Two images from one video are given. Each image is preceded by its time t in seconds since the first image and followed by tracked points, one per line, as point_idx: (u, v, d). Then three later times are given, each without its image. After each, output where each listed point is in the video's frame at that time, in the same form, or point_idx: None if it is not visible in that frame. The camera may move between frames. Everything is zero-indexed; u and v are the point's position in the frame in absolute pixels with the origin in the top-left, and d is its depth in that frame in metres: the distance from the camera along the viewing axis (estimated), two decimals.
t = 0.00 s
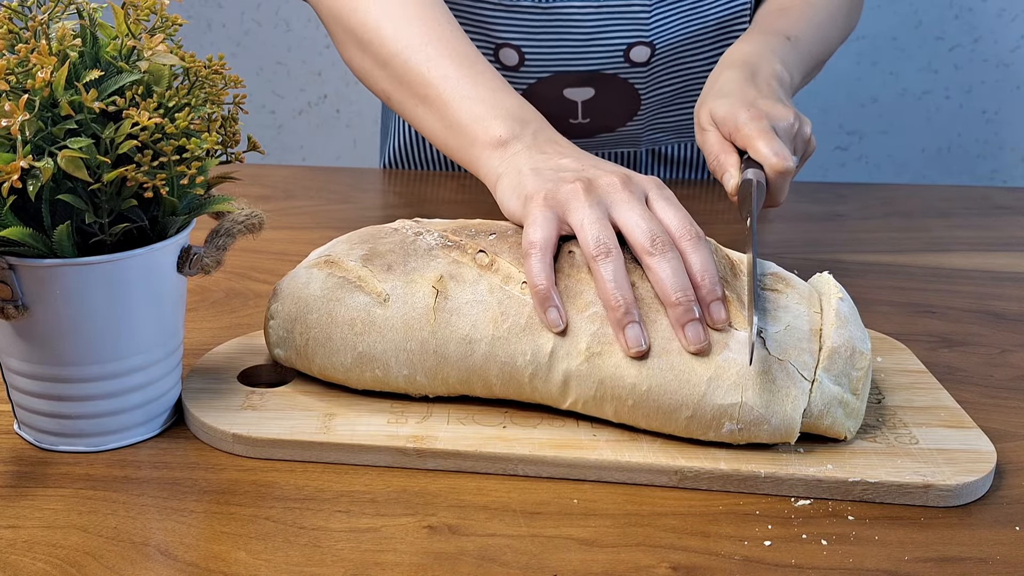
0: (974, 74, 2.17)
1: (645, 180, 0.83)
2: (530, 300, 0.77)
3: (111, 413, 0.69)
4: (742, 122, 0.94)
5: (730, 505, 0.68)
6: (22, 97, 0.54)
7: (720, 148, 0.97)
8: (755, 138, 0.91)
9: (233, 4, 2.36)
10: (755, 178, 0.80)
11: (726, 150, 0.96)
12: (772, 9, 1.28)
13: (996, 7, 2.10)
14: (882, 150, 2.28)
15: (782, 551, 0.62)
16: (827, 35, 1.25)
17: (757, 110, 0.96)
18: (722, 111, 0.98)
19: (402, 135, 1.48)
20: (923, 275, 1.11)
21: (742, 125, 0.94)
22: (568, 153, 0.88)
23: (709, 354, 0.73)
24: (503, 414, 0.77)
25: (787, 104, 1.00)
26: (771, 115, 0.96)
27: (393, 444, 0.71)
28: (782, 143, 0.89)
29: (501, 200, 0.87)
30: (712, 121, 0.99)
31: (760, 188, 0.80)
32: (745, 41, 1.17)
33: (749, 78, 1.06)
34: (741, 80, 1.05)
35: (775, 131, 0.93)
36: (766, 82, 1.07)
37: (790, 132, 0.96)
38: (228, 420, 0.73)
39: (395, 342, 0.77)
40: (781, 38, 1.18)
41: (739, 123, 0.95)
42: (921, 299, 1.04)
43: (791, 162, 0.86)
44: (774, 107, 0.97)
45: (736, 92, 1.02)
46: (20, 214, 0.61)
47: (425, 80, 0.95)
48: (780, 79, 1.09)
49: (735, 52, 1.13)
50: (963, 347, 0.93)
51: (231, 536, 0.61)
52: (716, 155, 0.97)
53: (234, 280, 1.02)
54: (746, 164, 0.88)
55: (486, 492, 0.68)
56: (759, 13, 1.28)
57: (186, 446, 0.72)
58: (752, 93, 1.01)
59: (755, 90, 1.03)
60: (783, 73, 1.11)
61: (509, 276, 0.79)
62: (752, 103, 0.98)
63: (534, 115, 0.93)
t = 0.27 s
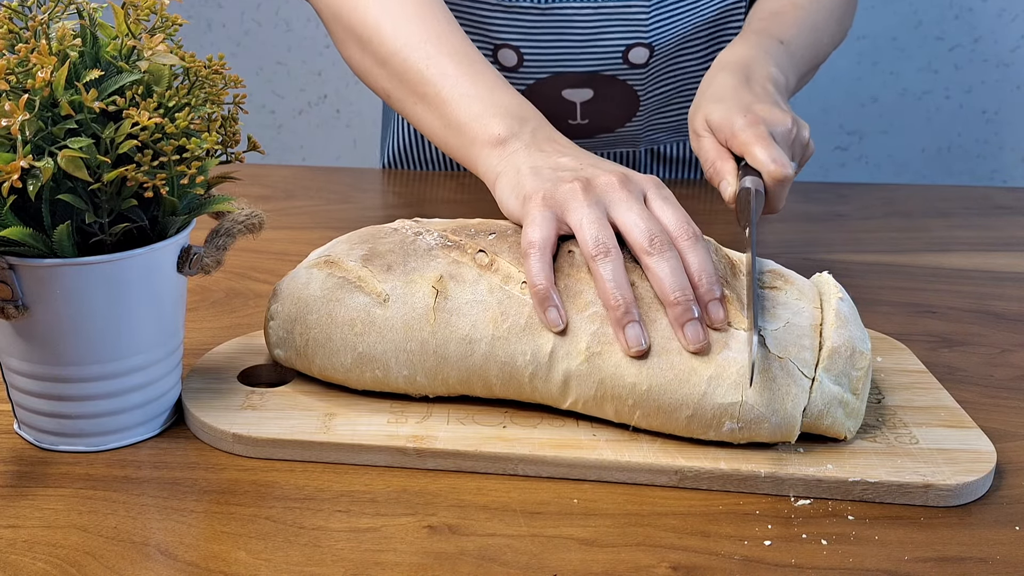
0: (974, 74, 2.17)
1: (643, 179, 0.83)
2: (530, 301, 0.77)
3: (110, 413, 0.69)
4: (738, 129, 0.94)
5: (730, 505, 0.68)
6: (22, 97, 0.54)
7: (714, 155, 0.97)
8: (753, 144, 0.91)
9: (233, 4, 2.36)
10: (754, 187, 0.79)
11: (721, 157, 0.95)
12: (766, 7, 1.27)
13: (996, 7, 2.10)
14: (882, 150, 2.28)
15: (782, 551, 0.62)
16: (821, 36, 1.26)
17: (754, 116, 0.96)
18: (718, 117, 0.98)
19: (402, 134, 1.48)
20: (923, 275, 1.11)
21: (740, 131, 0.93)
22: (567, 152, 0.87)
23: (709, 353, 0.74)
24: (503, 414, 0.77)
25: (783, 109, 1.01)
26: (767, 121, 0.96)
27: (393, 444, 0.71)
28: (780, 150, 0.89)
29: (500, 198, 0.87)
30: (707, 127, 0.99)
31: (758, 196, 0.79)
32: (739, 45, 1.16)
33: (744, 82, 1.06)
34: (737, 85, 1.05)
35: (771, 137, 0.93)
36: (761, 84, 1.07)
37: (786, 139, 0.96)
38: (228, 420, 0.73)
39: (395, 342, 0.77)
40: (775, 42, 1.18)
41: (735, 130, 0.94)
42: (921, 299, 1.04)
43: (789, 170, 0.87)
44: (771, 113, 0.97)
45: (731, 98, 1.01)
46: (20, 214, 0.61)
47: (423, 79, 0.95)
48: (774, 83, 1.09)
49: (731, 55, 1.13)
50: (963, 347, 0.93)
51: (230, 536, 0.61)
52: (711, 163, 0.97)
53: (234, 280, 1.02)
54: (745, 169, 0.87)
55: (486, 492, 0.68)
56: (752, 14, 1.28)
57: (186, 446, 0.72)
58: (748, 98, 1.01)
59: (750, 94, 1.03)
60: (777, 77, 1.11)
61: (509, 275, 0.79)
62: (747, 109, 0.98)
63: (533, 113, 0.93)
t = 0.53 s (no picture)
0: (974, 75, 2.17)
1: (645, 180, 0.83)
2: (530, 302, 0.77)
3: (110, 413, 0.69)
4: (736, 142, 0.94)
5: (730, 505, 0.67)
6: (22, 97, 0.54)
7: (712, 168, 0.97)
8: (751, 158, 0.91)
9: (233, 4, 2.36)
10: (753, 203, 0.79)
11: (720, 170, 0.96)
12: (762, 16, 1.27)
13: (996, 7, 2.10)
14: (882, 150, 2.28)
15: (782, 551, 0.62)
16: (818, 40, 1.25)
17: (752, 128, 0.96)
18: (716, 128, 0.98)
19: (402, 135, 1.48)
20: (923, 275, 1.11)
21: (738, 144, 0.93)
22: (569, 151, 0.87)
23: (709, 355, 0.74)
24: (503, 414, 0.77)
25: (782, 120, 1.00)
26: (766, 133, 0.96)
27: (393, 444, 0.71)
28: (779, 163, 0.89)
29: (501, 197, 0.87)
30: (705, 139, 0.99)
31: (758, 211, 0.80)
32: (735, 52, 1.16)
33: (741, 92, 1.05)
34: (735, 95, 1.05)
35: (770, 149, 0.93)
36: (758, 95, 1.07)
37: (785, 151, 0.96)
38: (228, 420, 0.73)
39: (395, 343, 0.77)
40: (772, 50, 1.18)
41: (733, 142, 0.94)
42: (921, 299, 1.04)
43: (789, 183, 0.86)
44: (769, 124, 0.97)
45: (729, 109, 1.01)
46: (20, 214, 0.61)
47: (425, 76, 0.95)
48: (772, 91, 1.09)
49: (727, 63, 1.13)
50: (963, 347, 0.93)
51: (230, 536, 0.61)
52: (709, 176, 0.97)
53: (234, 280, 1.02)
54: (744, 184, 0.88)
55: (486, 492, 0.68)
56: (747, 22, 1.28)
57: (186, 446, 0.72)
58: (745, 110, 1.01)
59: (748, 104, 1.03)
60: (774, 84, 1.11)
61: (509, 276, 0.79)
62: (745, 120, 0.98)
63: (535, 111, 0.93)
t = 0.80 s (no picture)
0: (974, 75, 2.17)
1: (646, 180, 0.83)
2: (530, 304, 0.77)
3: (110, 413, 0.69)
4: (736, 148, 0.94)
5: (730, 505, 0.67)
6: (22, 97, 0.54)
7: (711, 174, 0.97)
8: (751, 163, 0.91)
9: (233, 4, 2.36)
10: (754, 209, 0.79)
11: (719, 176, 0.95)
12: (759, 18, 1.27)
13: (996, 7, 2.10)
14: (882, 150, 2.28)
15: (782, 551, 0.62)
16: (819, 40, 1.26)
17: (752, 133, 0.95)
18: (716, 134, 0.97)
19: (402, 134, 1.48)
20: (923, 275, 1.11)
21: (737, 149, 0.93)
22: (571, 148, 0.87)
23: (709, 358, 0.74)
24: (503, 414, 0.77)
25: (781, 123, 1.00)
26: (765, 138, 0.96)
27: (393, 444, 0.71)
28: (778, 170, 0.89)
29: (503, 195, 0.87)
30: (705, 144, 0.99)
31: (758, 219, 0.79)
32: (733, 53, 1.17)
33: (741, 97, 1.05)
34: (735, 99, 1.04)
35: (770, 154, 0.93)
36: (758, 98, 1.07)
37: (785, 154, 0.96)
38: (228, 420, 0.73)
39: (394, 345, 0.77)
40: (769, 52, 1.18)
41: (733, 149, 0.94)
42: (921, 299, 1.04)
43: (789, 190, 0.87)
44: (769, 128, 0.97)
45: (729, 113, 1.01)
46: (20, 214, 0.61)
47: (426, 74, 0.95)
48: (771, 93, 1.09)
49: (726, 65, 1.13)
50: (963, 347, 0.93)
51: (231, 536, 0.61)
52: (708, 180, 0.97)
53: (234, 280, 1.02)
54: (743, 190, 0.87)
55: (486, 492, 0.68)
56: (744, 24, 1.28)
57: (186, 446, 0.72)
58: (745, 114, 1.01)
59: (747, 109, 1.03)
60: (772, 87, 1.11)
61: (509, 278, 0.79)
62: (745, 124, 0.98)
63: (536, 108, 0.93)
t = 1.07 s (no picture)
0: (974, 75, 2.17)
1: (647, 180, 0.83)
2: (531, 304, 0.77)
3: (110, 413, 0.69)
4: (734, 141, 0.94)
5: (730, 505, 0.67)
6: (22, 97, 0.54)
7: (711, 168, 0.97)
8: (749, 157, 0.91)
9: (233, 4, 2.36)
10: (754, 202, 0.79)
11: (718, 170, 0.95)
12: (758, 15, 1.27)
13: (996, 7, 2.10)
14: (882, 150, 2.28)
15: (781, 551, 0.62)
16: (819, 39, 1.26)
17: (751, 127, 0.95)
18: (714, 128, 0.97)
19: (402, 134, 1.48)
20: (923, 275, 1.11)
21: (736, 143, 0.93)
22: (571, 148, 0.87)
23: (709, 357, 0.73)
24: (503, 414, 0.77)
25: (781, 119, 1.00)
26: (765, 131, 0.96)
27: (393, 444, 0.71)
28: (777, 162, 0.89)
29: (503, 195, 0.87)
30: (703, 138, 0.99)
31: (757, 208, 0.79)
32: (735, 50, 1.17)
33: (740, 91, 1.05)
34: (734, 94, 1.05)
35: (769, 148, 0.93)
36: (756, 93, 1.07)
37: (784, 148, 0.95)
38: (228, 420, 0.73)
39: (395, 345, 0.77)
40: (769, 48, 1.18)
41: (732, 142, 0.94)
42: (921, 299, 1.04)
43: (788, 182, 0.86)
44: (769, 123, 0.97)
45: (727, 108, 1.01)
46: (20, 214, 0.61)
47: (426, 73, 0.95)
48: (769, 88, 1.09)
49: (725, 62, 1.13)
50: (963, 347, 0.93)
51: (230, 536, 0.61)
52: (708, 174, 0.97)
53: (234, 280, 1.02)
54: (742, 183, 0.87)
55: (486, 492, 0.68)
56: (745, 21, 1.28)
57: (186, 446, 0.72)
58: (743, 108, 1.01)
59: (746, 103, 1.03)
60: (771, 81, 1.11)
61: (510, 277, 0.79)
62: (744, 119, 0.98)
63: (536, 107, 0.93)
